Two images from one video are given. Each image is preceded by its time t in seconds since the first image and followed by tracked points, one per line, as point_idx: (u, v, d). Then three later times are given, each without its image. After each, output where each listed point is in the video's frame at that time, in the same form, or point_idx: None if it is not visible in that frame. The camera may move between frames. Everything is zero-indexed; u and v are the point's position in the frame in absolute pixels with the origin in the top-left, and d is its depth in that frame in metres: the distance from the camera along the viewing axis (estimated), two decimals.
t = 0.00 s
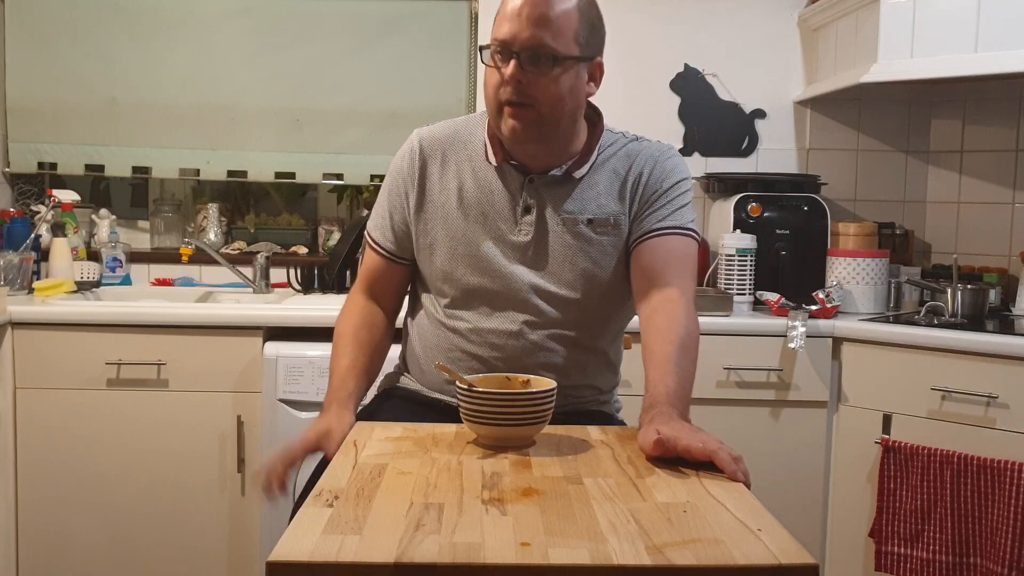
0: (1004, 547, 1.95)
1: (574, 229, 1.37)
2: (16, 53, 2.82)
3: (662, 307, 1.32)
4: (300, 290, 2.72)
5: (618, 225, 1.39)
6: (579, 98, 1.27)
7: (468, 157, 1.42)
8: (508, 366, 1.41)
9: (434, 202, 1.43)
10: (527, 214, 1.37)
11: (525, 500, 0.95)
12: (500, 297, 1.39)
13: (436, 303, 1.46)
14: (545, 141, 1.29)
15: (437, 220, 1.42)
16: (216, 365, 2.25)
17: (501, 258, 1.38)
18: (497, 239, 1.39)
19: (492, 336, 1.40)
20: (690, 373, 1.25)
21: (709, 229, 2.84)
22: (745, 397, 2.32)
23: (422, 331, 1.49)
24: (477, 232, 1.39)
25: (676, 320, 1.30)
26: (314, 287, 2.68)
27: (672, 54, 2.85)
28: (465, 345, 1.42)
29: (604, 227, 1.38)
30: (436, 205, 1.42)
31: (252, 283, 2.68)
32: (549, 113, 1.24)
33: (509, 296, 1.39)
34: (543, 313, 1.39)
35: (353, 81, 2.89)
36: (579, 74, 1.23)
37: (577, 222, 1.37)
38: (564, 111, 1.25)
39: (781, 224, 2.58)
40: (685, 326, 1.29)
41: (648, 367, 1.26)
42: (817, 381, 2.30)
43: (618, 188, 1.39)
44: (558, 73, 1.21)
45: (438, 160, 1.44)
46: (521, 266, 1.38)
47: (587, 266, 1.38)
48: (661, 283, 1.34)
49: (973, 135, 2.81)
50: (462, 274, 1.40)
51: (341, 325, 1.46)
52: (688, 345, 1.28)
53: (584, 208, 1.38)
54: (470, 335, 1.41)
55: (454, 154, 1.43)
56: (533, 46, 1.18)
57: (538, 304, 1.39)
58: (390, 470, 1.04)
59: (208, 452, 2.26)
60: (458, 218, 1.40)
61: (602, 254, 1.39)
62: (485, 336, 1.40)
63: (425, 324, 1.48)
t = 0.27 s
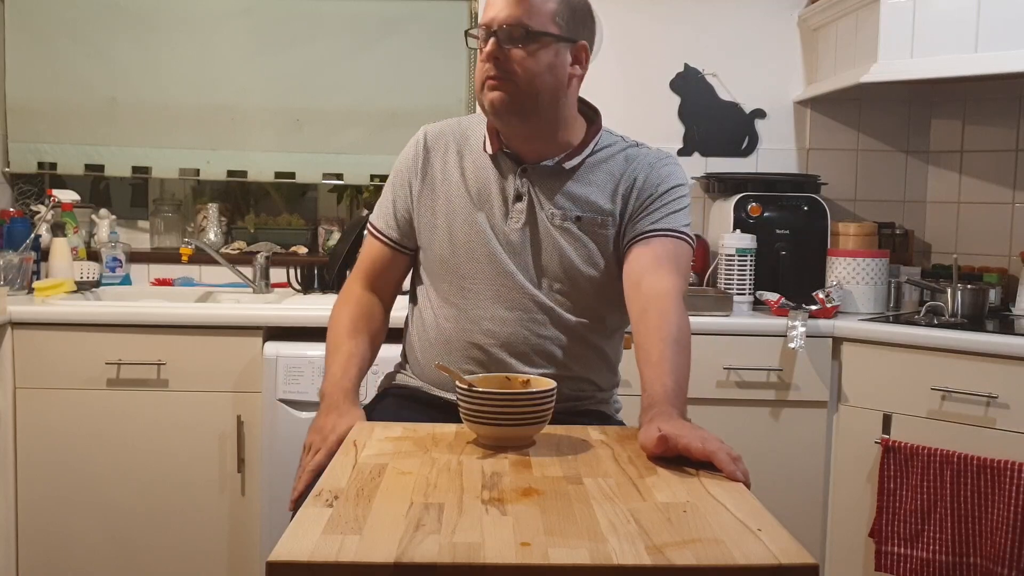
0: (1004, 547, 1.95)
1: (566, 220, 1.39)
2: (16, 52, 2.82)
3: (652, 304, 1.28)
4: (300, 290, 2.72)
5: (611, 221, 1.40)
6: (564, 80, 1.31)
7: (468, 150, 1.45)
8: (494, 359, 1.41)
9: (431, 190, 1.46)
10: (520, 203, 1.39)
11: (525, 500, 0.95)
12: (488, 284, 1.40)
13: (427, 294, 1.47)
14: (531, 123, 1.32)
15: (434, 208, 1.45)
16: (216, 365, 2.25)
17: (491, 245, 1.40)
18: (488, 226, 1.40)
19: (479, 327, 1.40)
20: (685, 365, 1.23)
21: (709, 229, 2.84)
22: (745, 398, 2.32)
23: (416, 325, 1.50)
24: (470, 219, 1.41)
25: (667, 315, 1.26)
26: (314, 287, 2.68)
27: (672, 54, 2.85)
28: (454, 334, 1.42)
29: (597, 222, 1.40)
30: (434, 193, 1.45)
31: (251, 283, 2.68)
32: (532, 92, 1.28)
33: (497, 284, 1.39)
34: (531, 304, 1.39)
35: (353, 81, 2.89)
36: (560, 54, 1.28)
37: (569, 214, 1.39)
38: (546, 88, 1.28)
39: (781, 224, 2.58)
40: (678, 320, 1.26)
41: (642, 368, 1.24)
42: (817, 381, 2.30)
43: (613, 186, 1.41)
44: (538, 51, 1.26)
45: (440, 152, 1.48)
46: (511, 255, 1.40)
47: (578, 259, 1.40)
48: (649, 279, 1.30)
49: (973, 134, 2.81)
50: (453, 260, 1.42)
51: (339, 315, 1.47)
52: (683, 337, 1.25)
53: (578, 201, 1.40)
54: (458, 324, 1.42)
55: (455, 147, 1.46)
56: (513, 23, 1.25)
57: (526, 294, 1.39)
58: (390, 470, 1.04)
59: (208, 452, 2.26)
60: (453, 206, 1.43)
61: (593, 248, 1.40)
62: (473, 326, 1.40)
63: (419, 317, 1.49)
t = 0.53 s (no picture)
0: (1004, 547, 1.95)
1: (562, 212, 1.41)
2: (16, 52, 2.82)
3: (653, 304, 1.28)
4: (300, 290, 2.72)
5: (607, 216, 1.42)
6: (559, 65, 1.34)
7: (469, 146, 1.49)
8: (488, 349, 1.41)
9: (432, 184, 1.49)
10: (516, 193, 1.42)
11: (525, 500, 0.95)
12: (483, 272, 1.41)
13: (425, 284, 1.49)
14: (529, 106, 1.35)
15: (433, 199, 1.48)
16: (217, 365, 2.25)
17: (486, 233, 1.42)
18: (484, 215, 1.42)
19: (473, 316, 1.41)
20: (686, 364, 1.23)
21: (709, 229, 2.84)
22: (745, 398, 2.31)
23: (416, 320, 1.51)
24: (466, 209, 1.44)
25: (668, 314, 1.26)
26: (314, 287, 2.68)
27: (672, 54, 2.85)
28: (449, 324, 1.43)
29: (592, 216, 1.41)
30: (434, 186, 1.49)
31: (251, 283, 2.68)
32: (527, 73, 1.31)
33: (491, 273, 1.41)
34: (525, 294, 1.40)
35: (353, 81, 2.89)
36: (555, 39, 1.33)
37: (565, 205, 1.41)
38: (541, 69, 1.32)
39: (781, 224, 2.58)
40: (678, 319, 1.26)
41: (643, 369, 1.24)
42: (817, 381, 2.30)
43: (610, 181, 1.43)
44: (532, 33, 1.31)
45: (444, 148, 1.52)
46: (505, 244, 1.41)
47: (573, 251, 1.40)
48: (650, 280, 1.30)
49: (973, 134, 2.80)
50: (449, 248, 1.44)
51: (347, 308, 1.52)
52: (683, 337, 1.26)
53: (574, 191, 1.42)
54: (452, 314, 1.43)
55: (457, 143, 1.50)
56: (509, 8, 1.30)
57: (520, 284, 1.40)
58: (390, 470, 1.04)
59: (208, 452, 2.26)
60: (451, 197, 1.46)
61: (588, 239, 1.41)
62: (466, 315, 1.41)
63: (419, 312, 1.51)
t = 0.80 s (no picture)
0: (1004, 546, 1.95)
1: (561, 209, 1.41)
2: (16, 52, 2.82)
3: (655, 305, 1.27)
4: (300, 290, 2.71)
5: (607, 216, 1.41)
6: (566, 66, 1.37)
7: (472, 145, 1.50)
8: (486, 346, 1.41)
9: (435, 179, 1.50)
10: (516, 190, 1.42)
11: (525, 500, 0.95)
12: (481, 268, 1.41)
13: (425, 279, 1.49)
14: (537, 104, 1.37)
15: (435, 196, 1.48)
16: (216, 365, 2.25)
17: (486, 229, 1.42)
18: (484, 211, 1.43)
19: (470, 309, 1.41)
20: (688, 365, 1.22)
21: (709, 229, 2.84)
22: (745, 398, 2.31)
23: (417, 318, 1.52)
24: (467, 205, 1.44)
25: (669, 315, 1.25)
26: (314, 286, 2.68)
27: (672, 54, 2.85)
28: (448, 321, 1.43)
29: (592, 216, 1.41)
30: (437, 183, 1.50)
31: (251, 283, 2.68)
32: (535, 70, 1.34)
33: (490, 269, 1.41)
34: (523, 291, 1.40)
35: (353, 81, 2.89)
36: (563, 38, 1.36)
37: (565, 203, 1.41)
38: (548, 68, 1.35)
39: (781, 224, 2.58)
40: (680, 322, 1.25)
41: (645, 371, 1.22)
42: (816, 381, 2.30)
43: (610, 182, 1.43)
44: (540, 31, 1.33)
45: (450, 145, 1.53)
46: (505, 240, 1.41)
47: (572, 249, 1.40)
48: (652, 282, 1.30)
49: (973, 134, 2.80)
50: (449, 244, 1.44)
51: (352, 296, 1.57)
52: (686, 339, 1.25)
53: (574, 190, 1.42)
54: (451, 310, 1.43)
55: (460, 142, 1.51)
56: (518, 6, 1.33)
57: (519, 281, 1.40)
58: (390, 470, 1.04)
59: (208, 452, 2.26)
60: (453, 193, 1.46)
61: (586, 237, 1.41)
62: (464, 311, 1.41)
63: (419, 310, 1.51)
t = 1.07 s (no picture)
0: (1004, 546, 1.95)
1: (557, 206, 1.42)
2: (16, 52, 2.82)
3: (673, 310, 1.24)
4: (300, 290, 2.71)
5: (603, 212, 1.42)
6: (557, 67, 1.40)
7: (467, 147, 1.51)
8: (486, 344, 1.41)
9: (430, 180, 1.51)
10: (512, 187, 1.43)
11: (524, 500, 0.95)
12: (479, 266, 1.41)
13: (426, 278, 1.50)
14: (527, 104, 1.40)
15: (430, 197, 1.49)
16: (216, 365, 2.25)
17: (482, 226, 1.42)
18: (481, 209, 1.43)
19: (469, 306, 1.41)
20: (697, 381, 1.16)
21: (709, 229, 2.84)
22: (745, 398, 2.31)
23: (416, 321, 1.52)
24: (464, 204, 1.45)
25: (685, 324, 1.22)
26: (314, 286, 2.68)
27: (672, 54, 2.85)
28: (447, 320, 1.43)
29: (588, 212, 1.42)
30: (432, 185, 1.50)
31: (251, 283, 2.68)
32: (525, 71, 1.37)
33: (488, 266, 1.41)
34: (521, 289, 1.40)
35: (353, 81, 2.89)
36: (553, 39, 1.39)
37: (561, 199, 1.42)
38: (539, 69, 1.38)
39: (781, 224, 2.58)
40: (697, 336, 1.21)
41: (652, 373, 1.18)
42: (816, 381, 2.30)
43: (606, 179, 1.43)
44: (530, 32, 1.37)
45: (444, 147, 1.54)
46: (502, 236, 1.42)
47: (570, 246, 1.40)
48: (670, 288, 1.27)
49: (973, 134, 2.80)
50: (446, 242, 1.44)
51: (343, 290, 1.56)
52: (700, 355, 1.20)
53: (568, 186, 1.43)
54: (450, 309, 1.43)
55: (455, 144, 1.52)
56: (509, 8, 1.37)
57: (517, 277, 1.40)
58: (390, 470, 1.04)
59: (208, 452, 2.26)
60: (448, 192, 1.47)
61: (583, 232, 1.41)
62: (463, 308, 1.41)
63: (418, 312, 1.51)
